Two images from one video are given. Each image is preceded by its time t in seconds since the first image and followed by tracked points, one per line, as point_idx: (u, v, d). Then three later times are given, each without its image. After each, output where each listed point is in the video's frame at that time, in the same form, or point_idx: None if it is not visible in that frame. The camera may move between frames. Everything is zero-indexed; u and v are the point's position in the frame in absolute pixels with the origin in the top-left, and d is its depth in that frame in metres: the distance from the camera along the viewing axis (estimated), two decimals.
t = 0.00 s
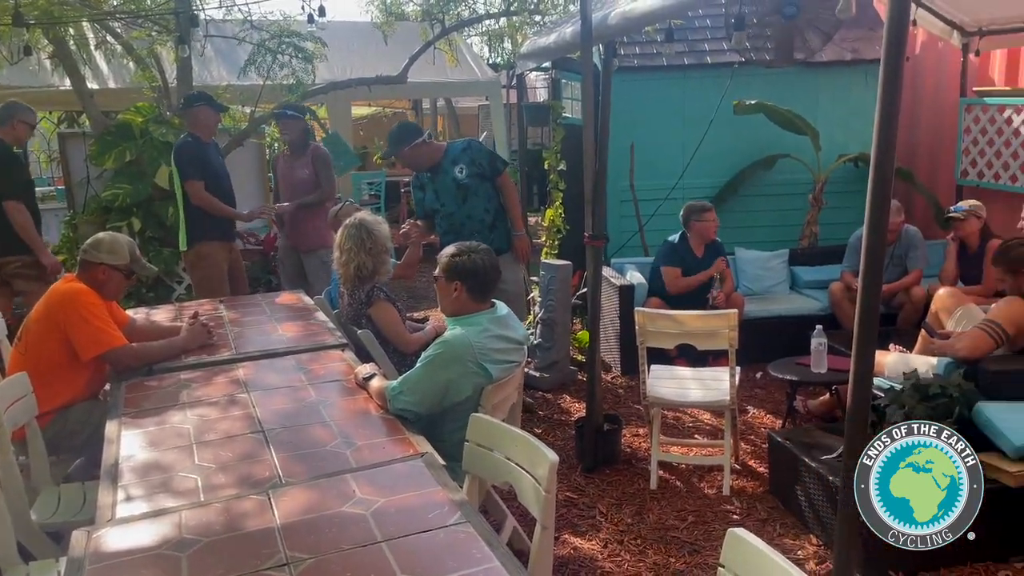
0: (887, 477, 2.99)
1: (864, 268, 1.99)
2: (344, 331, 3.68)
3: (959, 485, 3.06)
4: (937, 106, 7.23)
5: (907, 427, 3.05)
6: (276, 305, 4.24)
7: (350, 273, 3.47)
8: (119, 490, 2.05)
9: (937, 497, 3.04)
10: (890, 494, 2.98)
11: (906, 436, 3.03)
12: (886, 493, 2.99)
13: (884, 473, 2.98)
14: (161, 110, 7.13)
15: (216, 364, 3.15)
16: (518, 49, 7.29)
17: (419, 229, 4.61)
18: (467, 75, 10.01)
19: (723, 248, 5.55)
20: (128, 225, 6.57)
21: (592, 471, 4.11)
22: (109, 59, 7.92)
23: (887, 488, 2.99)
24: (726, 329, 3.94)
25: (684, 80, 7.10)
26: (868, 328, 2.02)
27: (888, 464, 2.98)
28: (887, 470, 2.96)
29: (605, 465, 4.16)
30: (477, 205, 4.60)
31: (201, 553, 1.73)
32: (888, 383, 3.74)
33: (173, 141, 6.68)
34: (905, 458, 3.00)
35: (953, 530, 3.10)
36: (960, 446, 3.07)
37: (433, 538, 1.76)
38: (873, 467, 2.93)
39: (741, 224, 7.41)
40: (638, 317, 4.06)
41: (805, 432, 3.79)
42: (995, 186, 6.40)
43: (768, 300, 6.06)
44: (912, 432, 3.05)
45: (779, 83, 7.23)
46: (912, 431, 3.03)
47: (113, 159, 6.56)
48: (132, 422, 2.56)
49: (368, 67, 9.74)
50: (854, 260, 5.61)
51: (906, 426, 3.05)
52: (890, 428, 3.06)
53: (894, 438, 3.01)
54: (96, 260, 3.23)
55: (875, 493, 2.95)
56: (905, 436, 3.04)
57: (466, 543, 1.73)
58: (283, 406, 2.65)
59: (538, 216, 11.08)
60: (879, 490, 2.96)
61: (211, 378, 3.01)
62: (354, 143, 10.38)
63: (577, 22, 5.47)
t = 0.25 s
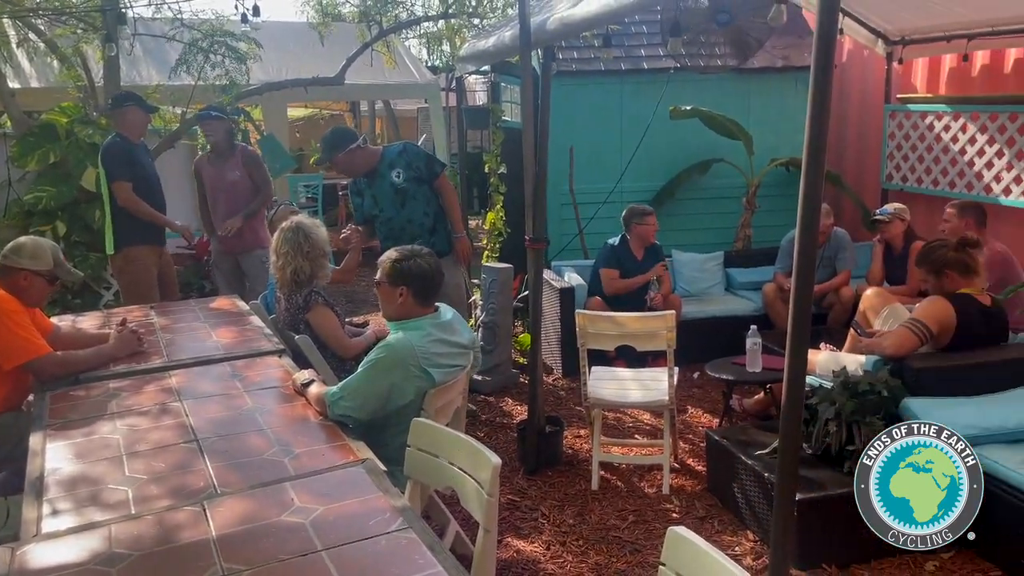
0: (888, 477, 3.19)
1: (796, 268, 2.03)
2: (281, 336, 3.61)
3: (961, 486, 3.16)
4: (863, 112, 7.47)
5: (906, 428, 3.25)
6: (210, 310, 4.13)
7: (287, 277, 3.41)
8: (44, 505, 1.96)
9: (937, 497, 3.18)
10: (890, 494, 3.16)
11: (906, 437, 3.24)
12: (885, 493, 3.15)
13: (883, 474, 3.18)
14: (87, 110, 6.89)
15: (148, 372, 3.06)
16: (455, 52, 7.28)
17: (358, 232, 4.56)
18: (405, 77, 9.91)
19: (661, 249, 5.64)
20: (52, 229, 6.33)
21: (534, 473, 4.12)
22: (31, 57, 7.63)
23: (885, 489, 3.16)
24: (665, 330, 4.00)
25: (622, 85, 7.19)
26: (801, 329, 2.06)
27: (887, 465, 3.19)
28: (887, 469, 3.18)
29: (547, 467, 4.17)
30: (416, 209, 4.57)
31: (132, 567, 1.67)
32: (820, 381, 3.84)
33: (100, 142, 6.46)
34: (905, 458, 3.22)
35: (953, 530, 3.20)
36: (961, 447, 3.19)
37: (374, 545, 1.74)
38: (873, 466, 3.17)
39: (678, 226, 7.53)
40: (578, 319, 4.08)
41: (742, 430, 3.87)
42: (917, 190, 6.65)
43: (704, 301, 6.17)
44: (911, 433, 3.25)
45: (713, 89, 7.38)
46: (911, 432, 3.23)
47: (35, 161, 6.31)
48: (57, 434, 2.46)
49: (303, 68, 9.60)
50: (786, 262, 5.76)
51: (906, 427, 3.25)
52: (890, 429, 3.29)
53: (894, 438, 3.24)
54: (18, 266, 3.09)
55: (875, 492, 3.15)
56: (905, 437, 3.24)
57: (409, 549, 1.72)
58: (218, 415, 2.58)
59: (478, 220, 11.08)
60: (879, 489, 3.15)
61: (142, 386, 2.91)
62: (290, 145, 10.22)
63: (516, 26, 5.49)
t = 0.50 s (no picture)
0: (888, 476, 3.25)
1: (723, 272, 2.08)
2: (208, 344, 3.52)
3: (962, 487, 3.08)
4: (786, 120, 7.71)
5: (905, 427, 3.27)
6: (132, 317, 4.00)
7: (213, 283, 3.32)
8: None
9: (937, 497, 3.12)
10: (890, 494, 3.24)
11: (906, 436, 3.26)
12: (884, 492, 3.25)
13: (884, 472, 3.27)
14: None
15: (66, 383, 2.94)
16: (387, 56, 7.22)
17: (289, 238, 4.48)
18: (336, 80, 9.66)
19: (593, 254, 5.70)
20: None
21: (469, 478, 4.12)
22: None
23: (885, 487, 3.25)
24: (597, 333, 4.05)
25: (554, 90, 7.25)
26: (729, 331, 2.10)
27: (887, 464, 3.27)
28: (886, 469, 3.24)
29: (482, 471, 4.17)
30: (349, 214, 4.52)
31: None
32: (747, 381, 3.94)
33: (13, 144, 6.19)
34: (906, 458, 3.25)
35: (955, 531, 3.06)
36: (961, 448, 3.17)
37: (306, 556, 1.71)
38: (873, 466, 3.27)
39: (610, 231, 7.63)
40: (513, 323, 4.09)
41: (673, 431, 3.94)
42: (837, 195, 6.90)
43: (636, 304, 6.27)
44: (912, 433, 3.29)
45: (643, 95, 7.50)
46: (911, 432, 3.24)
47: None
48: None
49: (230, 69, 9.39)
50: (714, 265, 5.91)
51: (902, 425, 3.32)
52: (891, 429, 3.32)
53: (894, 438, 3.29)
54: None
55: (875, 492, 3.26)
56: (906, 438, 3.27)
57: (342, 559, 1.69)
58: (140, 426, 2.50)
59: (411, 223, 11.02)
60: (879, 489, 3.25)
61: (60, 398, 2.80)
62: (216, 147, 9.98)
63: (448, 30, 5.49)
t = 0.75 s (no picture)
0: (889, 476, 2.81)
1: (659, 276, 2.11)
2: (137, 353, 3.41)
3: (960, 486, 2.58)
4: (718, 128, 7.89)
5: (904, 428, 2.73)
6: (57, 327, 3.86)
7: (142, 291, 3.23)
8: None
9: (936, 497, 2.64)
10: (890, 494, 2.81)
11: (907, 436, 2.72)
12: (886, 491, 2.84)
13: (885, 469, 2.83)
14: None
15: None
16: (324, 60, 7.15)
17: (222, 245, 4.39)
18: (271, 83, 9.51)
19: (530, 260, 5.73)
20: None
21: (409, 486, 4.08)
22: None
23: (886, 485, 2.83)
24: (537, 338, 4.07)
25: (493, 96, 7.27)
26: (665, 334, 2.13)
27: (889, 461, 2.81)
28: (886, 468, 2.80)
29: (422, 478, 4.14)
30: (285, 220, 4.45)
31: None
32: (683, 384, 4.01)
33: None
34: (907, 456, 2.74)
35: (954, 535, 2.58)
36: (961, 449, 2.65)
37: (240, 570, 1.67)
38: (873, 465, 2.85)
39: (548, 236, 7.68)
40: (453, 329, 4.07)
41: (611, 434, 3.98)
42: (768, 202, 7.08)
43: (575, 309, 6.32)
44: (910, 437, 2.73)
45: (580, 102, 7.58)
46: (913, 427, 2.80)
47: None
48: None
49: (162, 71, 9.16)
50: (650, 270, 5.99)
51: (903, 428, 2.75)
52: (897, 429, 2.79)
53: (894, 442, 2.77)
54: None
55: (875, 492, 2.88)
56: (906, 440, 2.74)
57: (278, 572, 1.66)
58: (66, 439, 2.41)
59: (350, 229, 10.92)
60: (879, 489, 2.85)
61: None
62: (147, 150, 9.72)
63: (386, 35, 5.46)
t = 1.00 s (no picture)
0: (888, 477, 2.83)
1: (604, 282, 2.12)
2: (70, 362, 3.31)
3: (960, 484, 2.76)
4: (661, 134, 8.01)
5: (907, 428, 2.72)
6: None
7: (76, 299, 3.13)
8: None
9: (938, 497, 2.78)
10: (890, 494, 2.85)
11: (907, 436, 2.73)
12: (885, 491, 2.86)
13: (884, 470, 2.83)
14: None
15: None
16: (266, 62, 7.04)
17: (161, 250, 4.28)
18: (211, 85, 9.33)
19: (475, 265, 5.73)
20: None
21: (354, 494, 4.04)
22: None
23: (886, 485, 2.85)
24: (483, 343, 4.07)
25: (438, 101, 7.25)
26: (608, 339, 2.15)
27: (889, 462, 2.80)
28: (887, 469, 2.81)
29: (368, 486, 4.10)
30: (226, 225, 4.37)
31: None
32: (628, 386, 4.05)
33: None
34: (907, 457, 2.76)
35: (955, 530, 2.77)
36: (962, 446, 2.68)
37: None
38: (873, 466, 2.84)
39: (495, 241, 7.69)
40: (399, 335, 4.04)
41: (558, 437, 4.01)
42: (709, 207, 7.21)
43: (521, 314, 6.35)
44: (912, 435, 2.72)
45: (526, 108, 7.62)
46: (911, 430, 2.72)
47: None
48: None
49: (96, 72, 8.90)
50: (595, 274, 6.05)
51: (907, 426, 2.73)
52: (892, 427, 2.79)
53: (894, 440, 2.75)
54: None
55: (875, 492, 2.88)
56: (906, 439, 2.74)
57: None
58: None
59: (292, 234, 10.78)
60: (878, 489, 2.86)
61: None
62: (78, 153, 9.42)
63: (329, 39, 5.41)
